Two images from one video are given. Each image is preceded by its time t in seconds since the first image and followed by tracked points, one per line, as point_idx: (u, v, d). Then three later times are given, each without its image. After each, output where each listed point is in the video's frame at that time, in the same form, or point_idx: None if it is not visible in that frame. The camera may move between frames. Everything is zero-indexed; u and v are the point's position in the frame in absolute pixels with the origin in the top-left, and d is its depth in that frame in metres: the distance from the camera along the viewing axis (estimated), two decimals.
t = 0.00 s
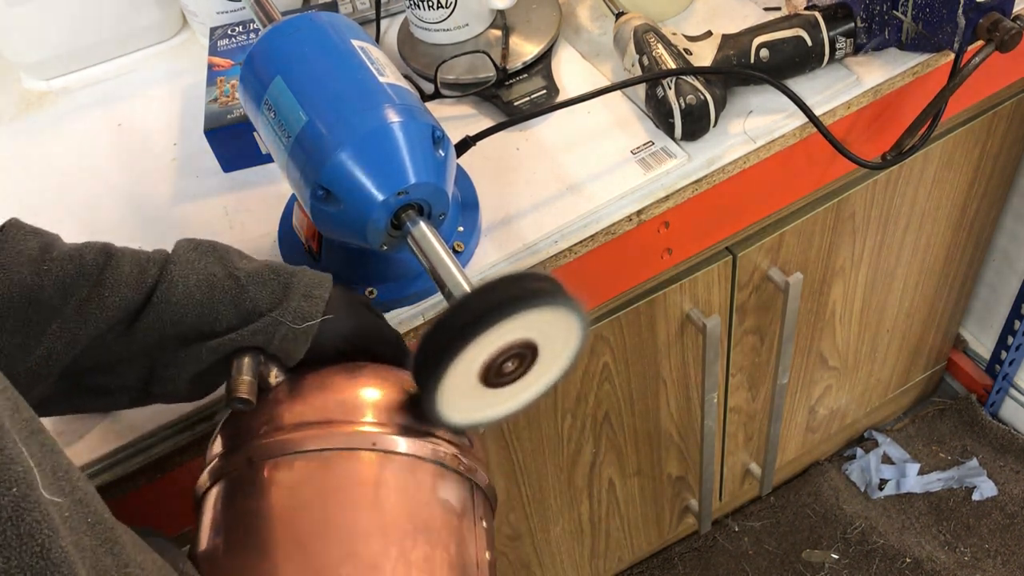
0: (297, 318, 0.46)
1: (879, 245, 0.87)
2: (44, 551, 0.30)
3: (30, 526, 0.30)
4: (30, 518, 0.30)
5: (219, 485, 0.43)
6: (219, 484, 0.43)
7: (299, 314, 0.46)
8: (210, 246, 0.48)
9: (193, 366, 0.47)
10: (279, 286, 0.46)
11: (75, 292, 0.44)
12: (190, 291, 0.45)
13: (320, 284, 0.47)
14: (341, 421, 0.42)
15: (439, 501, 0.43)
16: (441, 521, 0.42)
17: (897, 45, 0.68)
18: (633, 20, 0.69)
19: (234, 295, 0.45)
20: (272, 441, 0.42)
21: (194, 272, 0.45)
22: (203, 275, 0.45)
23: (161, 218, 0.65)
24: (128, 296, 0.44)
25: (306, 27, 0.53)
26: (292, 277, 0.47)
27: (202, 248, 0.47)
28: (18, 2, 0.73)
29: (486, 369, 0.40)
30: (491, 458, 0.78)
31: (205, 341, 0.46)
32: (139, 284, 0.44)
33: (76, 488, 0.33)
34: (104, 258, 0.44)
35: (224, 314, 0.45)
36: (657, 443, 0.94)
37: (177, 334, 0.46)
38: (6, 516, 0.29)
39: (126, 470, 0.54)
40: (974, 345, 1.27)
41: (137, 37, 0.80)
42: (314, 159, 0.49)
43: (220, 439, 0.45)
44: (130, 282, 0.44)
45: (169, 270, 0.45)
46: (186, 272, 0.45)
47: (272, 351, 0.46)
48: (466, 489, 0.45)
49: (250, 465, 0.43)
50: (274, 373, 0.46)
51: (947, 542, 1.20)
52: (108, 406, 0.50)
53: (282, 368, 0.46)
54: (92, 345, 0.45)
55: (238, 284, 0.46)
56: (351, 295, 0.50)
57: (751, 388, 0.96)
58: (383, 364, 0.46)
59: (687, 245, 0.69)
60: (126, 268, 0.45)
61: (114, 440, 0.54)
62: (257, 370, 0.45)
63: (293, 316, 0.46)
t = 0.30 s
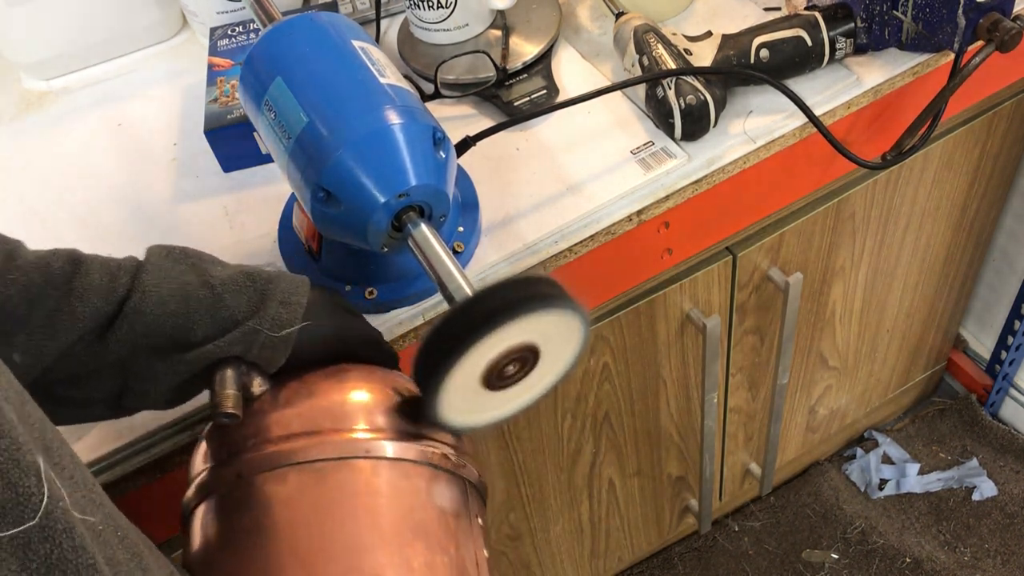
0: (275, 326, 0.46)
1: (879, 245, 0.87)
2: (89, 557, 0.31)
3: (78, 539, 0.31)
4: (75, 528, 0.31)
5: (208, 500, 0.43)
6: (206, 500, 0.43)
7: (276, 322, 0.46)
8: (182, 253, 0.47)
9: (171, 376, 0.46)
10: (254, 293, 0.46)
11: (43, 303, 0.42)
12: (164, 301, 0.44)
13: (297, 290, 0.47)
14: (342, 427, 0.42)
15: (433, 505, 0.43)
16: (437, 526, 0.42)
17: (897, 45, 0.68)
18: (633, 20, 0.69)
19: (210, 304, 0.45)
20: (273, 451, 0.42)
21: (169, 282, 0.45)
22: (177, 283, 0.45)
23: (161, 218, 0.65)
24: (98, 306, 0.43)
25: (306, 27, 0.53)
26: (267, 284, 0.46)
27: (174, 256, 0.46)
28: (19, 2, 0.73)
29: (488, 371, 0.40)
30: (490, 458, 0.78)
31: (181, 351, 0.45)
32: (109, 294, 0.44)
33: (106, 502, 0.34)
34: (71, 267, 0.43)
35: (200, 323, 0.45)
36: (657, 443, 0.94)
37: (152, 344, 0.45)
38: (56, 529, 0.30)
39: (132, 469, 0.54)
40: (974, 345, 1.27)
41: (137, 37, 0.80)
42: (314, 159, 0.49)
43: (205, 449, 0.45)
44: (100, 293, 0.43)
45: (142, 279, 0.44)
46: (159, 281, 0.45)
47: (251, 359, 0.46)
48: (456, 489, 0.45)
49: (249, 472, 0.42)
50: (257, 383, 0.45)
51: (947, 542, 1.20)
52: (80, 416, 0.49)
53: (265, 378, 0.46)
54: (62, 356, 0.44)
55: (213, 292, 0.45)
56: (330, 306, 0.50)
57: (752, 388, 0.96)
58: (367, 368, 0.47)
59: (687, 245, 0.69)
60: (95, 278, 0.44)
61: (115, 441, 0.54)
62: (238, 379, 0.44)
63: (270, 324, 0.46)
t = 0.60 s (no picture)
0: (253, 329, 0.46)
1: (879, 245, 0.87)
2: None
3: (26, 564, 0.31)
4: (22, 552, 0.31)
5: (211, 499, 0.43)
6: (194, 502, 0.43)
7: (254, 325, 0.46)
8: (164, 258, 0.47)
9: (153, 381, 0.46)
10: (235, 296, 0.46)
11: (26, 312, 0.42)
12: (142, 306, 0.44)
13: (279, 293, 0.47)
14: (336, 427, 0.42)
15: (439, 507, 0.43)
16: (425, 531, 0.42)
17: (897, 45, 0.68)
18: (633, 20, 0.69)
19: (189, 309, 0.45)
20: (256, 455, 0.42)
21: (146, 288, 0.45)
22: (155, 289, 0.45)
23: (161, 218, 0.65)
24: (78, 313, 0.43)
25: (306, 27, 0.53)
26: (248, 286, 0.46)
27: (156, 260, 0.47)
28: (19, 2, 0.73)
29: (488, 371, 0.40)
30: (490, 458, 0.78)
31: (162, 355, 0.46)
32: (90, 301, 0.44)
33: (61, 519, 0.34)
34: (54, 273, 0.43)
35: (179, 329, 0.45)
36: (657, 443, 0.94)
37: (132, 348, 0.45)
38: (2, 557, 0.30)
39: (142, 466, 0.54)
40: (974, 345, 1.27)
41: (137, 38, 0.80)
42: (314, 159, 0.49)
43: (194, 450, 0.45)
44: (78, 300, 0.43)
45: (121, 286, 0.45)
46: (137, 287, 0.45)
47: (232, 362, 0.46)
48: (451, 496, 0.44)
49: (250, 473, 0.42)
50: (239, 389, 0.45)
51: (947, 542, 1.20)
52: (58, 424, 0.48)
53: (248, 381, 0.46)
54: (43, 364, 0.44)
55: (192, 298, 0.45)
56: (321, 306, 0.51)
57: (751, 388, 0.96)
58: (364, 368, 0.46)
59: (687, 245, 0.69)
60: (77, 285, 0.44)
61: (115, 440, 0.54)
62: (219, 385, 0.45)
63: (249, 326, 0.46)
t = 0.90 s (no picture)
0: (337, 301, 0.49)
1: (879, 245, 0.87)
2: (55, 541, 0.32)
3: (36, 532, 0.31)
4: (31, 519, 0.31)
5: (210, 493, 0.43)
6: (261, 458, 0.48)
7: (338, 298, 0.49)
8: (258, 245, 0.51)
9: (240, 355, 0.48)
10: (318, 275, 0.49)
11: (135, 284, 0.45)
12: (243, 280, 0.47)
13: (358, 275, 0.50)
14: (382, 395, 0.47)
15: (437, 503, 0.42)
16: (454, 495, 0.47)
17: (897, 45, 0.68)
18: (633, 20, 0.69)
19: (282, 283, 0.48)
20: (316, 414, 0.47)
21: (245, 264, 0.48)
22: (253, 265, 0.48)
23: (162, 217, 0.65)
24: (187, 286, 0.46)
25: (306, 27, 0.53)
26: (331, 268, 0.50)
27: (251, 245, 0.50)
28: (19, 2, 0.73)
29: (487, 371, 0.40)
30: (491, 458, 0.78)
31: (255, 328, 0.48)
32: (197, 277, 0.46)
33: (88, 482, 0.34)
34: (159, 252, 0.46)
35: (272, 299, 0.48)
36: (657, 443, 0.94)
37: (230, 322, 0.48)
38: (13, 525, 0.31)
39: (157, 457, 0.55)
40: (974, 345, 1.27)
41: (137, 38, 0.80)
42: (314, 159, 0.49)
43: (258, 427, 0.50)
44: (185, 274, 0.46)
45: (223, 262, 0.48)
46: (238, 263, 0.48)
47: (313, 332, 0.48)
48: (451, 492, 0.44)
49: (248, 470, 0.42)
50: (314, 355, 0.48)
51: (947, 542, 1.20)
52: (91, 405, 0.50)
53: (323, 352, 0.49)
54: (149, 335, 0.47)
55: (284, 274, 0.49)
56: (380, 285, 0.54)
57: (751, 388, 0.96)
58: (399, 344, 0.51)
59: (687, 245, 0.69)
60: (183, 263, 0.46)
61: (117, 440, 0.54)
62: (301, 349, 0.48)
63: (332, 298, 0.48)
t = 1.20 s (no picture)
0: (315, 307, 0.47)
1: (879, 245, 0.87)
2: (10, 566, 0.32)
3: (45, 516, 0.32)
4: None
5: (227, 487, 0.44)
6: (239, 468, 0.46)
7: (316, 303, 0.48)
8: (238, 247, 0.49)
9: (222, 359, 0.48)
10: (302, 280, 0.48)
11: (106, 290, 0.43)
12: (218, 287, 0.46)
13: (338, 280, 0.49)
14: (366, 406, 0.45)
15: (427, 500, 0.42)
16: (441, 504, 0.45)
17: (897, 45, 0.68)
18: (633, 20, 0.69)
19: (259, 288, 0.47)
20: (295, 425, 0.45)
21: (222, 270, 0.46)
22: (230, 270, 0.47)
23: (161, 217, 0.65)
24: (159, 292, 0.44)
25: (306, 27, 0.53)
26: (312, 272, 0.49)
27: (230, 248, 0.48)
28: (19, 2, 0.73)
29: (487, 370, 0.40)
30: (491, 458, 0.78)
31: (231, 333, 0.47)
32: (170, 280, 0.45)
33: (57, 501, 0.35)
34: (133, 255, 0.45)
35: (248, 305, 0.47)
36: (657, 443, 0.94)
37: (208, 327, 0.47)
38: None
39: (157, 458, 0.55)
40: (974, 345, 1.27)
41: (137, 38, 0.80)
42: (314, 158, 0.49)
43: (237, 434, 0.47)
44: (159, 279, 0.45)
45: (198, 268, 0.46)
46: (212, 269, 0.46)
47: (292, 338, 0.47)
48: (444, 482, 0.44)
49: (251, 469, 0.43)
50: (296, 364, 0.47)
51: (947, 542, 1.20)
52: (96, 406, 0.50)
53: (303, 359, 0.48)
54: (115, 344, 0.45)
55: (262, 278, 0.47)
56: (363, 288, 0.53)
57: (751, 388, 0.96)
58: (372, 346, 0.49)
59: (687, 244, 0.69)
60: (158, 265, 0.45)
61: (116, 440, 0.54)
62: (279, 358, 0.47)
63: (312, 304, 0.47)
